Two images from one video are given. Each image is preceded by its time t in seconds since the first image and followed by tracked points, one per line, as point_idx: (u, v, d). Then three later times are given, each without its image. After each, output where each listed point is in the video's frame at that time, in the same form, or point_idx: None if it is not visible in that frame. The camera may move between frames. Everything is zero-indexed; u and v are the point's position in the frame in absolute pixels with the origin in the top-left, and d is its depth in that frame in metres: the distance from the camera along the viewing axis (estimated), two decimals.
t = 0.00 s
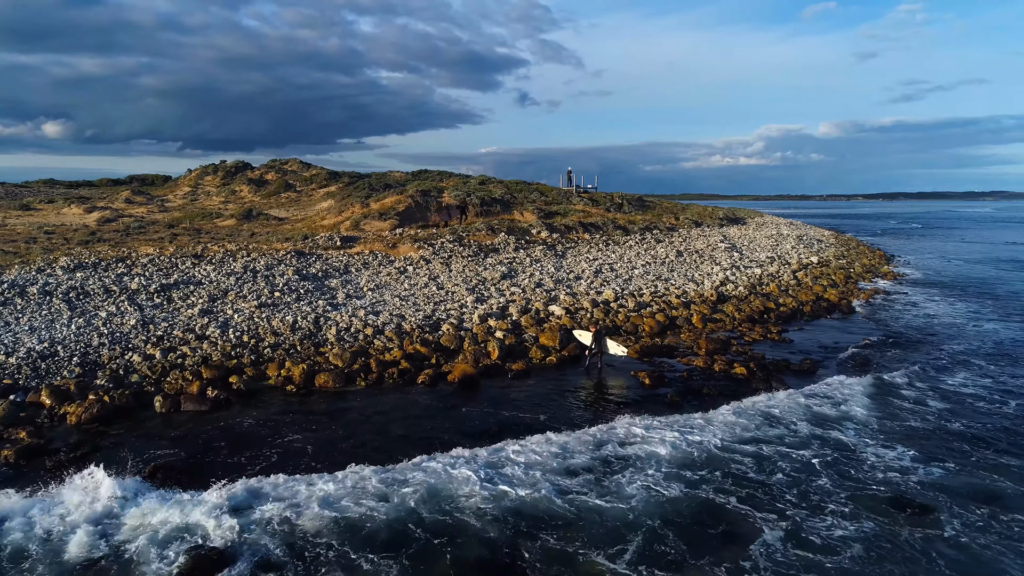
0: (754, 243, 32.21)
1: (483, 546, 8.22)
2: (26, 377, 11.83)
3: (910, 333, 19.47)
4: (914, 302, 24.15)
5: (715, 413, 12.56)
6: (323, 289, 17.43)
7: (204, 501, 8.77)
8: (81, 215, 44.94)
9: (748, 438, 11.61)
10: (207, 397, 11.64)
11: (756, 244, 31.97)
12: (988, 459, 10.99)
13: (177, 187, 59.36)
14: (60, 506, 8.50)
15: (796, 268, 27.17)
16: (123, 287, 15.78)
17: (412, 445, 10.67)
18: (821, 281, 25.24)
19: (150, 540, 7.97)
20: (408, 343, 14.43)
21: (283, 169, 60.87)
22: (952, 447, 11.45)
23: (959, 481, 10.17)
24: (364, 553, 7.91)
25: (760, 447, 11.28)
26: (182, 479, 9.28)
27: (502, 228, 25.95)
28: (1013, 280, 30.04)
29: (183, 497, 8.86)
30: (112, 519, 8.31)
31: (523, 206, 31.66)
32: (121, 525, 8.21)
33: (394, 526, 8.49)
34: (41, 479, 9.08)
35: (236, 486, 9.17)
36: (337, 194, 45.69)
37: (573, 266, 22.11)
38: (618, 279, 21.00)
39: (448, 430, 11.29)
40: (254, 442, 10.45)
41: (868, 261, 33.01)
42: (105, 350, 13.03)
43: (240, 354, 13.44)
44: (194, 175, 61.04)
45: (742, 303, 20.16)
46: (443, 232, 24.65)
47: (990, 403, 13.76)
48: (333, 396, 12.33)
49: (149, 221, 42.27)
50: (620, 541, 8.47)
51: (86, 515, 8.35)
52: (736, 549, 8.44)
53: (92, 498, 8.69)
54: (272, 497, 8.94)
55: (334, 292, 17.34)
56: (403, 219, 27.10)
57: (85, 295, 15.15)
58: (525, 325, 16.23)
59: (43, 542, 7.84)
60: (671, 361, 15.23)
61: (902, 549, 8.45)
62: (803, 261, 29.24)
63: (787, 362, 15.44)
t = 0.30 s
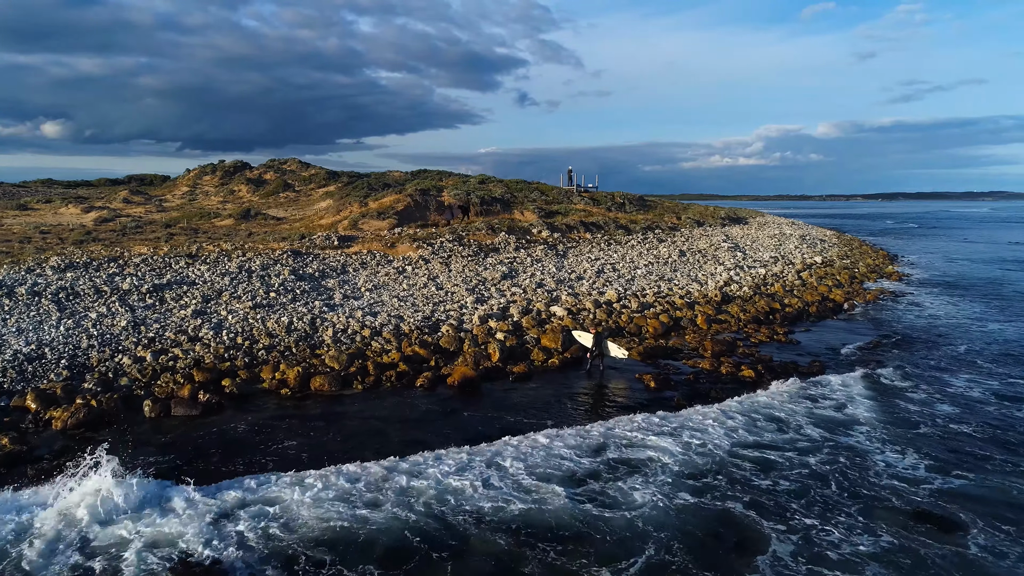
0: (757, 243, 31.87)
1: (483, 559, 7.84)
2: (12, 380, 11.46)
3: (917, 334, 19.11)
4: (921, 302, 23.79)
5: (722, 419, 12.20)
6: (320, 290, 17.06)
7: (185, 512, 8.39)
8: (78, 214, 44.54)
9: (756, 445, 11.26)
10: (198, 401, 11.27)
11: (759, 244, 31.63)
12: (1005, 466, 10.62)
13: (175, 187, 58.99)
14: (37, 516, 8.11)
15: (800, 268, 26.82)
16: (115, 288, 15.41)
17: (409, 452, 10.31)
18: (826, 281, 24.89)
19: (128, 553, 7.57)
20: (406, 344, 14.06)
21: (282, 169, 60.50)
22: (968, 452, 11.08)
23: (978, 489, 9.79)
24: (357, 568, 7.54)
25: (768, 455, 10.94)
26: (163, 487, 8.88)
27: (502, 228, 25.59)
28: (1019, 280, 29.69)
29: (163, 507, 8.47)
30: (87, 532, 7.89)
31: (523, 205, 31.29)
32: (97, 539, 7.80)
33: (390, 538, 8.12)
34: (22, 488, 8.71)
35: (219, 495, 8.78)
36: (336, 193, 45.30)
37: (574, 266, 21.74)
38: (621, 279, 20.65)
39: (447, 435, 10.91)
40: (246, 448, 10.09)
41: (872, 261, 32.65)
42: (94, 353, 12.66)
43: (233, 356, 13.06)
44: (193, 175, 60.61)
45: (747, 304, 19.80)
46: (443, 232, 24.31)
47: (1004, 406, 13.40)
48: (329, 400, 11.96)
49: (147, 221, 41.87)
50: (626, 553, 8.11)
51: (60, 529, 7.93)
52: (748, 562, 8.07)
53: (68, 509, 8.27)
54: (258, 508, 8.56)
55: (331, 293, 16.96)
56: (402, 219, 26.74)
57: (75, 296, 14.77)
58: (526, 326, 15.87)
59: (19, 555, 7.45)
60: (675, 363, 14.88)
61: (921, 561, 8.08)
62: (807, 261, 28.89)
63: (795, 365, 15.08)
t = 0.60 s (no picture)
0: (760, 243, 31.52)
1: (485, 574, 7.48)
2: None
3: (925, 335, 18.76)
4: (928, 301, 23.44)
5: (731, 426, 11.83)
6: (316, 290, 16.69)
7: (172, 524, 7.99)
8: (75, 214, 44.09)
9: (768, 453, 10.89)
10: (189, 406, 10.91)
11: (762, 244, 31.30)
12: None
13: (173, 187, 58.57)
14: (14, 531, 7.69)
15: (804, 268, 26.50)
16: (106, 288, 15.03)
17: (409, 459, 9.93)
18: (831, 281, 24.56)
19: (109, 567, 7.19)
20: (405, 346, 13.70)
21: (280, 168, 60.11)
22: (986, 459, 10.73)
23: (997, 499, 9.44)
24: None
25: (781, 463, 10.56)
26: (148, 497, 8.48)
27: (503, 227, 25.23)
28: None
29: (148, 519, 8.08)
30: (66, 546, 7.46)
31: (524, 204, 30.92)
32: (79, 554, 7.38)
33: (388, 551, 7.76)
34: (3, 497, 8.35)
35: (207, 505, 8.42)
36: (335, 193, 44.92)
37: (576, 265, 21.38)
38: (623, 280, 20.30)
39: (447, 442, 10.56)
40: (238, 456, 9.70)
41: (876, 261, 32.32)
42: (83, 355, 12.29)
43: (227, 359, 12.68)
44: (190, 174, 60.20)
45: (752, 304, 19.45)
46: (442, 231, 23.94)
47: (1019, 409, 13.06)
48: (325, 404, 11.60)
49: (143, 220, 41.45)
50: (635, 566, 7.76)
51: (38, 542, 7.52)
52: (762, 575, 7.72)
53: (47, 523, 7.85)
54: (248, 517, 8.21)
55: (328, 294, 16.59)
56: (401, 218, 26.36)
57: (65, 297, 14.39)
58: (528, 328, 15.51)
59: None
60: (682, 366, 14.51)
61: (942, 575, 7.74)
62: (810, 261, 28.55)
63: (804, 368, 14.75)
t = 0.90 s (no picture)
0: (763, 243, 31.19)
1: None
2: None
3: (934, 336, 18.41)
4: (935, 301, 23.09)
5: (740, 431, 11.47)
6: (313, 291, 16.33)
7: (161, 540, 7.61)
8: (73, 214, 43.73)
9: (778, 459, 10.53)
10: (180, 411, 10.56)
11: (765, 244, 30.96)
12: None
13: (172, 186, 58.22)
14: None
15: (808, 268, 26.17)
16: (97, 289, 14.68)
17: (407, 468, 9.56)
18: (836, 282, 24.22)
19: None
20: (403, 349, 13.34)
21: (279, 168, 59.76)
22: (1004, 467, 10.37)
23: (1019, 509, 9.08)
24: None
25: (793, 470, 10.20)
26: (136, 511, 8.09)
27: (503, 227, 24.88)
28: None
29: (135, 534, 7.70)
30: (48, 566, 7.07)
31: (524, 204, 30.57)
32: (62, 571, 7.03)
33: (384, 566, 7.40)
34: None
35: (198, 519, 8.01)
36: (334, 193, 44.58)
37: (578, 266, 21.04)
38: (626, 280, 19.96)
39: (447, 449, 10.19)
40: (230, 465, 9.34)
41: (880, 261, 31.98)
42: (71, 358, 11.93)
43: (220, 362, 12.32)
44: (189, 174, 59.82)
45: (757, 305, 19.11)
46: (442, 231, 23.58)
47: None
48: (321, 410, 11.24)
49: (141, 220, 41.08)
50: None
51: (19, 563, 7.12)
52: None
53: (28, 543, 7.46)
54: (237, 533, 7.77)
55: (325, 294, 16.23)
56: (400, 218, 26.00)
57: (55, 298, 14.03)
58: (529, 330, 15.15)
59: None
60: (687, 369, 14.17)
61: None
62: (814, 262, 28.22)
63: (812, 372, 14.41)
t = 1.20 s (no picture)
0: (766, 242, 30.88)
1: None
2: None
3: (942, 338, 18.08)
4: (941, 301, 22.77)
5: (748, 436, 11.13)
6: (310, 292, 16.00)
7: (147, 556, 7.28)
8: (70, 214, 43.43)
9: (789, 467, 10.18)
10: (171, 418, 10.22)
11: (768, 244, 30.63)
12: None
13: (170, 186, 57.87)
14: None
15: (812, 269, 25.85)
16: (88, 290, 14.33)
17: (406, 478, 9.21)
18: (841, 282, 23.90)
19: None
20: (402, 352, 13.01)
21: (277, 167, 59.46)
22: None
23: None
24: None
25: (805, 478, 9.86)
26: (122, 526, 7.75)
27: (504, 226, 24.56)
28: None
29: (120, 550, 7.36)
30: None
31: (525, 203, 30.24)
32: None
33: None
34: None
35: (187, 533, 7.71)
36: (332, 192, 44.24)
37: (580, 266, 20.71)
38: (629, 281, 19.64)
39: (447, 458, 9.85)
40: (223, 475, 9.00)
41: (884, 261, 31.66)
42: (60, 362, 11.59)
43: (214, 365, 11.98)
44: (187, 174, 59.42)
45: (762, 306, 18.80)
46: (441, 231, 23.25)
47: None
48: (317, 415, 10.91)
49: (138, 220, 40.73)
50: None
51: None
52: None
53: (7, 562, 7.11)
54: (229, 548, 7.48)
55: (322, 296, 15.90)
56: (399, 218, 25.66)
57: (45, 299, 13.69)
58: (531, 332, 14.82)
59: None
60: (694, 373, 13.83)
61: None
62: (818, 261, 27.93)
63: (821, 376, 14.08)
